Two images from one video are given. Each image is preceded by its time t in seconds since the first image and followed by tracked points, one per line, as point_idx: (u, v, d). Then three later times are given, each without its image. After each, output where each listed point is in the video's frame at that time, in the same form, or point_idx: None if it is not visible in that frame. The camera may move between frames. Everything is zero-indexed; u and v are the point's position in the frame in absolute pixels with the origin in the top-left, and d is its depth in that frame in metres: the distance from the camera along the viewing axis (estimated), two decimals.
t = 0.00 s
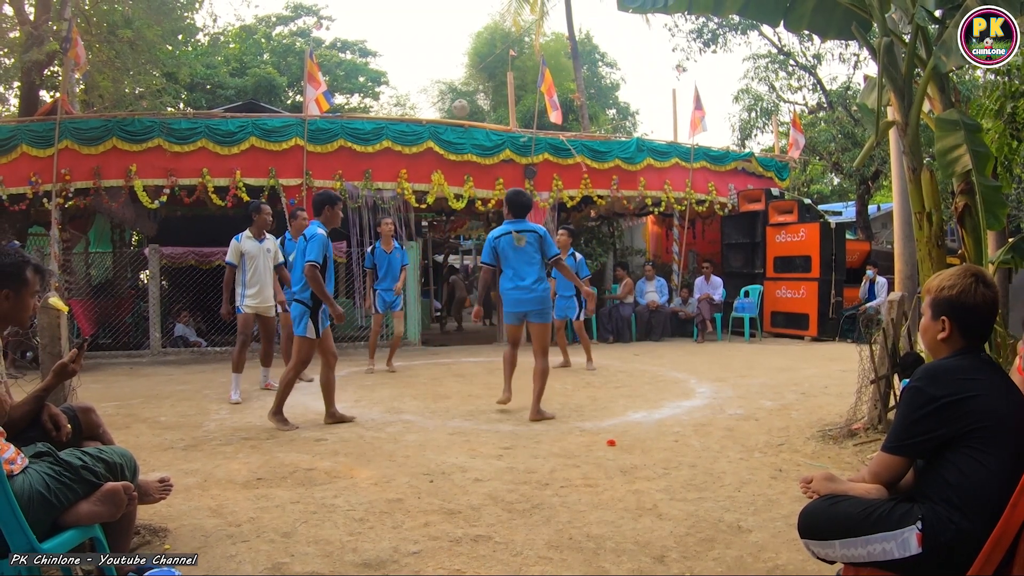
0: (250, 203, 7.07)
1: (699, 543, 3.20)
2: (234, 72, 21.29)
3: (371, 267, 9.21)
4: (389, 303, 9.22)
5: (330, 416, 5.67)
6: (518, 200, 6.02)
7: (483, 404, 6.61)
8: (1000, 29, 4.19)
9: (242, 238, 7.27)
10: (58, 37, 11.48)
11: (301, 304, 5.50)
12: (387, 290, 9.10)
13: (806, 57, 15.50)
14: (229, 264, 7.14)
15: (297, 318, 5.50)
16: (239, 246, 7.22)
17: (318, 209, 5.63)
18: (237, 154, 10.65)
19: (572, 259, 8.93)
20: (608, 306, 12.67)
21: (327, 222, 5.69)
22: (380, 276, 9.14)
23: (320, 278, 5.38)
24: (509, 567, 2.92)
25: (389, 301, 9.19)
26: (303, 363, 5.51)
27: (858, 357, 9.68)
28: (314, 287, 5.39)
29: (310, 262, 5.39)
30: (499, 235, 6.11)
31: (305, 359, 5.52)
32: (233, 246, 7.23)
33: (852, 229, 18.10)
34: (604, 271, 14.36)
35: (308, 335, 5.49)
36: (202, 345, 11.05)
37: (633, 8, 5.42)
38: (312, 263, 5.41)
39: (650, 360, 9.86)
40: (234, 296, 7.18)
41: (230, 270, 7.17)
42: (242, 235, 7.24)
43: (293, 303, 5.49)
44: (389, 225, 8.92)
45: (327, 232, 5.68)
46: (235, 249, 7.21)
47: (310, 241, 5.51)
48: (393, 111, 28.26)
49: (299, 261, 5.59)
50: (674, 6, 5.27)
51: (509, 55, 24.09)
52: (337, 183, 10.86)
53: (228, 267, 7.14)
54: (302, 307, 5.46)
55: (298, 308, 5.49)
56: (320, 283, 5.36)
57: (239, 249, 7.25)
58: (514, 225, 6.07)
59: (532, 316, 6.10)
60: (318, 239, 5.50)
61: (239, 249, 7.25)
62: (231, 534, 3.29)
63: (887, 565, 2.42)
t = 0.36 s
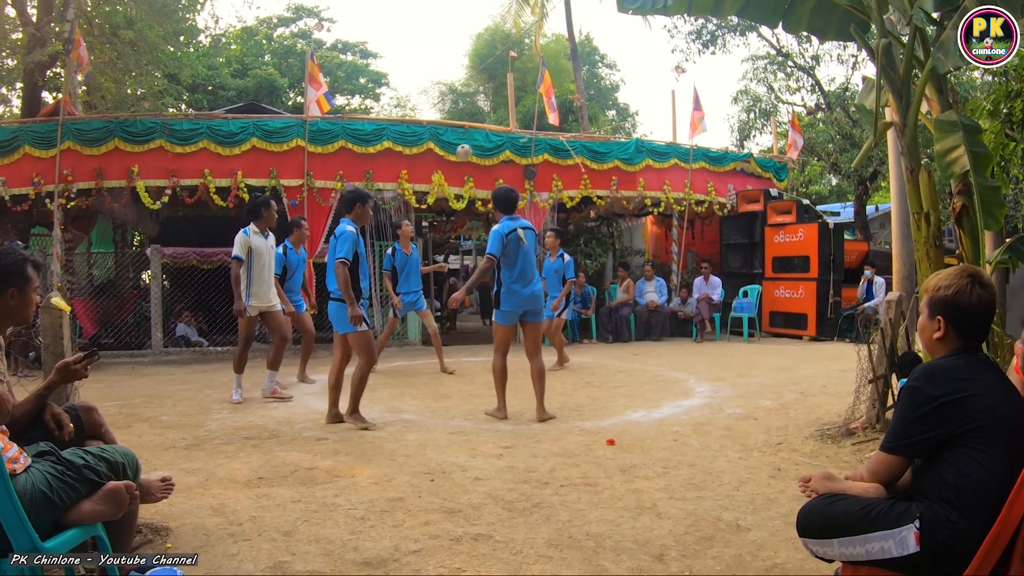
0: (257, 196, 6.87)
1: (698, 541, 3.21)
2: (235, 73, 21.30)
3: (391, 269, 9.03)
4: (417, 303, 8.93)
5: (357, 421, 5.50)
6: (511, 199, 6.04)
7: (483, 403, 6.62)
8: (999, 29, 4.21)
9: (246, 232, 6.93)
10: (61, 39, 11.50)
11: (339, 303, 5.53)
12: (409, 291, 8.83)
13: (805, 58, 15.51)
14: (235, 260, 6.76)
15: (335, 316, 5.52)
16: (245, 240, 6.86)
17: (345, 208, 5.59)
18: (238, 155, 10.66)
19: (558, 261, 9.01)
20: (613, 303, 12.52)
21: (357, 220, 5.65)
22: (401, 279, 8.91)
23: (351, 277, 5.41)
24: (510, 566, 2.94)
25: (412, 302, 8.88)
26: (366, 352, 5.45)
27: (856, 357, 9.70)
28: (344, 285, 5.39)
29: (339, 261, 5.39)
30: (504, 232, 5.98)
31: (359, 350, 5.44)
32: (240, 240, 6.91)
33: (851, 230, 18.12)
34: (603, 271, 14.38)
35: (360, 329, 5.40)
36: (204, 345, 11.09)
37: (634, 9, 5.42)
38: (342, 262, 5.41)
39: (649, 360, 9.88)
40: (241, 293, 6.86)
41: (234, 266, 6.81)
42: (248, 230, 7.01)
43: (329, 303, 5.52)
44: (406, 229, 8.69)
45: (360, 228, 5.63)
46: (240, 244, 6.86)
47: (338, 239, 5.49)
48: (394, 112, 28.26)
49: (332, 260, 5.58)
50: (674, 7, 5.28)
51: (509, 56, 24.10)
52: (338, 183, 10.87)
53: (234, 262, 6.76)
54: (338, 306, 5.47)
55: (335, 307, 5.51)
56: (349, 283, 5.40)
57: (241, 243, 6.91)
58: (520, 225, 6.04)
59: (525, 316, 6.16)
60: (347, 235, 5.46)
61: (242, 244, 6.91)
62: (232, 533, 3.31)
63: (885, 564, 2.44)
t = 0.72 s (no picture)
0: (278, 192, 6.31)
1: (697, 540, 3.22)
2: (237, 74, 21.34)
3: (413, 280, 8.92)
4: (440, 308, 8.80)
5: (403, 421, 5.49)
6: (498, 200, 6.04)
7: (483, 403, 6.64)
8: (999, 29, 4.22)
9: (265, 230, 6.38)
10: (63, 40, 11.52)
11: (379, 305, 5.48)
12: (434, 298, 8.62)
13: (803, 60, 15.53)
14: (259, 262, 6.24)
15: (375, 318, 5.45)
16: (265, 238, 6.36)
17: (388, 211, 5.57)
18: (240, 155, 10.67)
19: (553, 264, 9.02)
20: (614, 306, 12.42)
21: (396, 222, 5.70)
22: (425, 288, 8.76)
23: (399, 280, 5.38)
24: (510, 565, 2.95)
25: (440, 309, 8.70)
26: (409, 355, 5.48)
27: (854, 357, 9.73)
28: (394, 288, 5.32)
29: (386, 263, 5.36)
30: (494, 233, 5.98)
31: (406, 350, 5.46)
32: (260, 239, 6.34)
33: (849, 230, 18.15)
34: (603, 271, 14.40)
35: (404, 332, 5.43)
36: (206, 345, 11.13)
37: (633, 9, 5.41)
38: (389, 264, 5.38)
39: (648, 359, 9.91)
40: (268, 295, 6.33)
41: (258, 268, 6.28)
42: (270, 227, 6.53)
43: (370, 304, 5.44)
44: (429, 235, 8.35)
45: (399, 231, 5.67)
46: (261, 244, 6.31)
47: (385, 241, 5.48)
48: (394, 113, 28.31)
49: (375, 261, 5.54)
50: (673, 8, 5.29)
51: (510, 57, 24.15)
52: (339, 184, 10.89)
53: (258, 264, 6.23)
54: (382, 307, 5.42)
55: (376, 308, 5.45)
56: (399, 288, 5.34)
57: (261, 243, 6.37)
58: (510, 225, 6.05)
59: (523, 315, 6.15)
60: (395, 237, 5.49)
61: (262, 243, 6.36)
62: (234, 531, 3.32)
63: (884, 562, 2.45)
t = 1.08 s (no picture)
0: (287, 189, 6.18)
1: (696, 539, 3.24)
2: (238, 75, 21.35)
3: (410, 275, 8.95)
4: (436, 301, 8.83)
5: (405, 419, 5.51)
6: (515, 203, 6.10)
7: (483, 402, 6.66)
8: (999, 29, 4.24)
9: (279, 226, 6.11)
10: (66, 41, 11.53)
11: (398, 301, 5.47)
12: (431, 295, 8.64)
13: (802, 61, 15.54)
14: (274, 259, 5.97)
15: (396, 315, 5.43)
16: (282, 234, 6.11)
17: (407, 207, 5.53)
18: (242, 156, 10.68)
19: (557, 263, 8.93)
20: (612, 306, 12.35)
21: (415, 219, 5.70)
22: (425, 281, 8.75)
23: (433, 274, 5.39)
24: (510, 563, 2.96)
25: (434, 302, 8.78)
26: (425, 356, 5.47)
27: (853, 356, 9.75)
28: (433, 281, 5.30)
29: (418, 258, 5.37)
30: (496, 236, 6.17)
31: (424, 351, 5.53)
32: (277, 235, 6.09)
33: (847, 230, 18.18)
34: (603, 271, 14.42)
35: (421, 331, 5.44)
36: (207, 344, 11.14)
37: (633, 12, 5.42)
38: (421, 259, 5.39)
39: (647, 359, 9.93)
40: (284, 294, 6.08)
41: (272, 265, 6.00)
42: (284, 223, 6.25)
43: (392, 300, 5.42)
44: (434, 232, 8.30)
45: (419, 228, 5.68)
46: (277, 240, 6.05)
47: (415, 237, 5.48)
48: (394, 114, 28.34)
49: (400, 258, 5.53)
50: (672, 10, 5.30)
51: (509, 59, 24.19)
52: (339, 184, 10.91)
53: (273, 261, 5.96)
54: (406, 305, 5.42)
55: (398, 305, 5.43)
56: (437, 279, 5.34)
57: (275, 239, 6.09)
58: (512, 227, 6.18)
59: (530, 316, 6.15)
60: (425, 235, 5.47)
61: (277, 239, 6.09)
62: (235, 530, 3.34)
63: (882, 561, 2.46)
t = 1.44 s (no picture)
0: (289, 185, 6.14)
1: (695, 537, 3.26)
2: (240, 76, 21.35)
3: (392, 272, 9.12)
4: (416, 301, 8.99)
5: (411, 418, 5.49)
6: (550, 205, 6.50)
7: (484, 401, 6.67)
8: (1000, 29, 4.25)
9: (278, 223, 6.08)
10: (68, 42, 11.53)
11: (404, 297, 5.46)
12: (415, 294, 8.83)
13: (800, 62, 15.55)
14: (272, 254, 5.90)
15: (402, 311, 5.44)
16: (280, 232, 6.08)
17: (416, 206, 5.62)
18: (243, 157, 10.70)
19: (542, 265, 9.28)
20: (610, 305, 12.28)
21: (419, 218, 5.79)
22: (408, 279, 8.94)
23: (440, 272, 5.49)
24: (510, 562, 2.98)
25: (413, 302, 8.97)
26: (430, 354, 5.49)
27: (851, 355, 9.76)
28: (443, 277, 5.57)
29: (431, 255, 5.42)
30: (540, 234, 6.54)
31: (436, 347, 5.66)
32: (276, 232, 6.05)
33: (846, 230, 18.20)
34: (602, 271, 14.45)
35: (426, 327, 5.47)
36: (209, 344, 11.16)
37: (633, 13, 5.43)
38: (432, 256, 5.46)
39: (647, 358, 9.95)
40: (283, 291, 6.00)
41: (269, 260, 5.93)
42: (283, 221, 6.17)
43: (399, 296, 5.41)
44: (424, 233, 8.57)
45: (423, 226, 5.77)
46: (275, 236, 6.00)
47: (428, 235, 5.54)
48: (395, 115, 28.38)
49: (409, 254, 5.52)
50: (671, 11, 5.31)
51: (510, 60, 24.22)
52: (340, 185, 10.92)
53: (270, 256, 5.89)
54: (413, 301, 5.45)
55: (404, 301, 5.43)
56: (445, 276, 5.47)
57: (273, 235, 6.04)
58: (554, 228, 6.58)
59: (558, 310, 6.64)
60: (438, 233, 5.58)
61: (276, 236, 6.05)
62: (237, 529, 3.36)
63: (881, 559, 2.47)
